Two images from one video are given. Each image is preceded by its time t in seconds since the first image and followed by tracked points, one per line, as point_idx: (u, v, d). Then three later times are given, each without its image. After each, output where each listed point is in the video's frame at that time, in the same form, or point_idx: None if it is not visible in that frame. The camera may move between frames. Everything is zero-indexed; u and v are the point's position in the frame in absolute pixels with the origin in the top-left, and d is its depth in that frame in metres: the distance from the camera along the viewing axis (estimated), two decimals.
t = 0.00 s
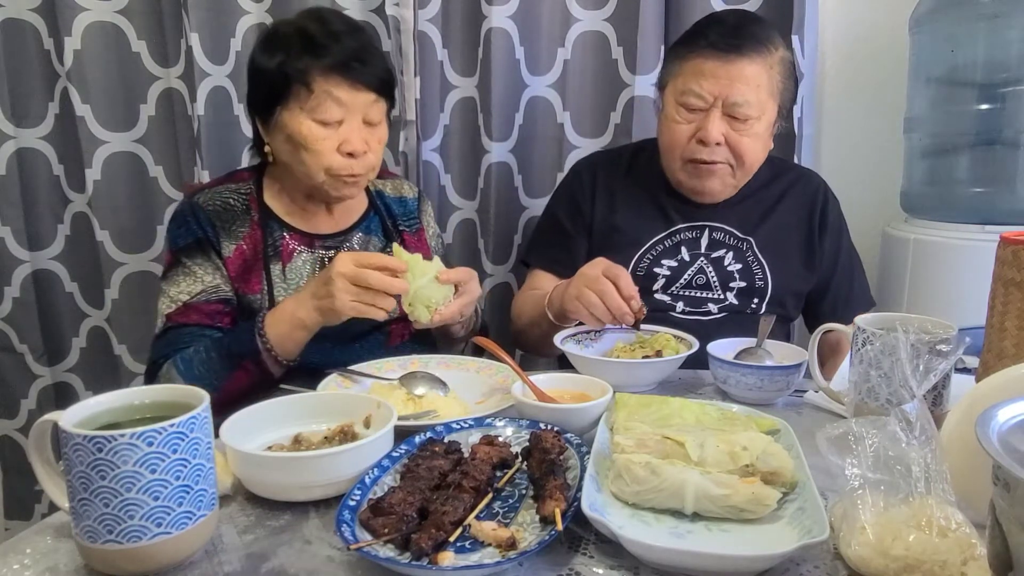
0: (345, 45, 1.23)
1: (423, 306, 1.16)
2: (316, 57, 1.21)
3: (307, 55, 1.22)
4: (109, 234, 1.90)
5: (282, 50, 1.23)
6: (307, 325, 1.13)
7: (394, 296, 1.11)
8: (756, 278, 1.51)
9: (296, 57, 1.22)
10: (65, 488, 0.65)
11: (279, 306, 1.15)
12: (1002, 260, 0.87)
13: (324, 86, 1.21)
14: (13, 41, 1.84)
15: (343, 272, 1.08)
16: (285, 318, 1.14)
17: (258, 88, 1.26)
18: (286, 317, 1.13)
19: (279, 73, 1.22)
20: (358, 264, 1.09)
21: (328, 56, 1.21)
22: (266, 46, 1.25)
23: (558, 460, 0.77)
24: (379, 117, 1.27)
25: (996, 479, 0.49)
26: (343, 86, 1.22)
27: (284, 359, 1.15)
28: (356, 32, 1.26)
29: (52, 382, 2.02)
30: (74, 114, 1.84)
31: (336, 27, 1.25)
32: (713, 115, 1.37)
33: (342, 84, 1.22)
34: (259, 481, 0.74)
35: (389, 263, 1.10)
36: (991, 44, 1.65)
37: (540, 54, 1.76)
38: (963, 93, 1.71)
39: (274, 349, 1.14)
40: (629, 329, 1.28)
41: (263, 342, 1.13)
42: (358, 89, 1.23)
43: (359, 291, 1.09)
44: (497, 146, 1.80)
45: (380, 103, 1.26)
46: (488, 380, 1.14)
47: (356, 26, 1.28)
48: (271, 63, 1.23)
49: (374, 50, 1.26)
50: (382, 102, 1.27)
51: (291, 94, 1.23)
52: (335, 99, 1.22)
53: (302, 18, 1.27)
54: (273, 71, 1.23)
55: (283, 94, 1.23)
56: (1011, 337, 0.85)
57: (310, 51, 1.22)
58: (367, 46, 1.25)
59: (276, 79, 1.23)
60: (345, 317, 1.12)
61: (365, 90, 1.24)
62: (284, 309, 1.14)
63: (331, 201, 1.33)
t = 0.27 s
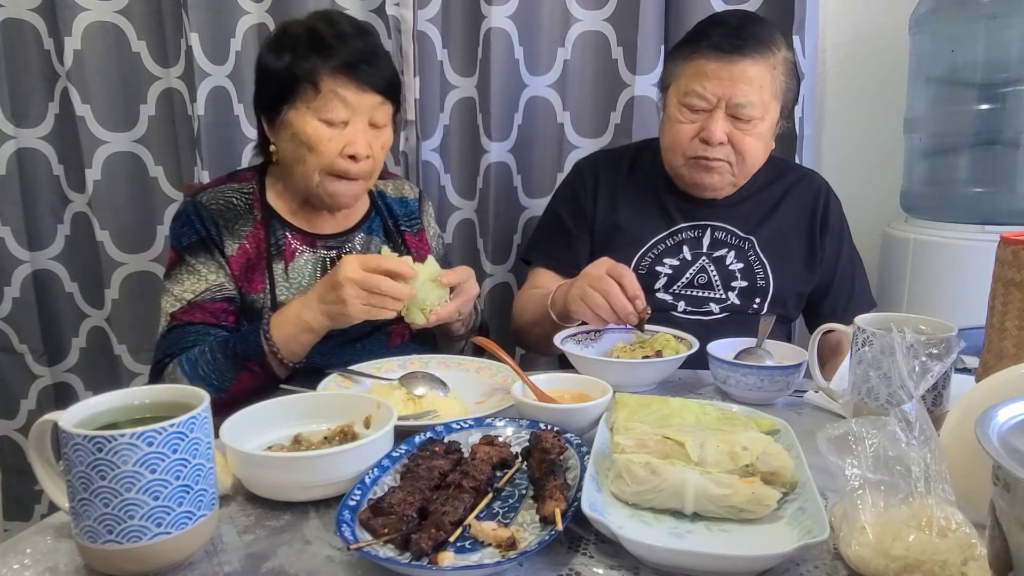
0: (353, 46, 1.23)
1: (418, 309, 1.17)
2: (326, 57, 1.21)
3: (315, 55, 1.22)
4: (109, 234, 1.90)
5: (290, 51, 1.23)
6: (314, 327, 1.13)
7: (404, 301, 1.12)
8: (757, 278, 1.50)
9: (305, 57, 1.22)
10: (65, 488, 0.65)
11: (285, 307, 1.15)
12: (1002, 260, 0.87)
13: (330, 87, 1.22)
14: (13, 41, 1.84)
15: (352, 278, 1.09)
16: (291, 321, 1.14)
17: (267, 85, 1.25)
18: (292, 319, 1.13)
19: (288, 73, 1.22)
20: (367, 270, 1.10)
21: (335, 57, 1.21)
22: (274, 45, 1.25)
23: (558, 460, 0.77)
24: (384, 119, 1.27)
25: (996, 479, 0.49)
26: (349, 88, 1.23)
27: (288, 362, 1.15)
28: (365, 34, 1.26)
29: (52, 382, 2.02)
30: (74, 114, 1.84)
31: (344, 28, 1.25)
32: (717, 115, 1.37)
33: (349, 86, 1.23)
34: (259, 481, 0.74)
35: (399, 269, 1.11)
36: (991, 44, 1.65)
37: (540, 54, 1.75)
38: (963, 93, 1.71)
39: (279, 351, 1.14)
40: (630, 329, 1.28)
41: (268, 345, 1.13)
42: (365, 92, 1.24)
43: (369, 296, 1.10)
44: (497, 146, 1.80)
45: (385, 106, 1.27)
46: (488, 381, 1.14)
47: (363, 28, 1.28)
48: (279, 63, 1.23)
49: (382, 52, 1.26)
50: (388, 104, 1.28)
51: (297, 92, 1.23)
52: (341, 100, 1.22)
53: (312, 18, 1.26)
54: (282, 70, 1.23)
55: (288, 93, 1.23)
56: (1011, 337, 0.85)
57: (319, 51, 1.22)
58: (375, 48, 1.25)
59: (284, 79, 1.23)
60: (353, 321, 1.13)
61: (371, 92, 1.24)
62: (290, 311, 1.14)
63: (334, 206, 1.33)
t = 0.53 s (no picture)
0: (358, 48, 1.23)
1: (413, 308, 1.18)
2: (330, 56, 1.21)
3: (318, 56, 1.22)
4: (109, 234, 1.90)
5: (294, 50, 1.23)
6: (315, 333, 1.13)
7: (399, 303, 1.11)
8: (758, 278, 1.50)
9: (308, 57, 1.22)
10: (65, 487, 0.65)
11: (284, 311, 1.13)
12: (1002, 260, 0.87)
13: (332, 87, 1.22)
14: (13, 41, 1.84)
15: (350, 287, 1.07)
16: (291, 325, 1.12)
17: (269, 84, 1.25)
18: (293, 324, 1.12)
19: (293, 73, 1.22)
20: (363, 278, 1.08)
21: (338, 58, 1.21)
22: (279, 45, 1.25)
23: (558, 460, 0.78)
24: (387, 121, 1.27)
25: (996, 479, 0.49)
26: (352, 89, 1.23)
27: (289, 364, 1.15)
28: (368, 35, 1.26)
29: (52, 382, 2.02)
30: (74, 114, 1.84)
31: (349, 29, 1.25)
32: (722, 114, 1.37)
33: (353, 87, 1.23)
34: (259, 481, 0.74)
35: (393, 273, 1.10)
36: (991, 44, 1.65)
37: (540, 54, 1.76)
38: (963, 93, 1.71)
39: (279, 353, 1.13)
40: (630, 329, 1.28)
41: (268, 347, 1.13)
42: (367, 93, 1.23)
43: (368, 304, 1.08)
44: (497, 146, 1.80)
45: (389, 107, 1.27)
46: (488, 380, 1.14)
47: (368, 29, 1.27)
48: (285, 63, 1.23)
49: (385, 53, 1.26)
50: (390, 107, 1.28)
51: (300, 92, 1.23)
52: (343, 101, 1.22)
53: (316, 19, 1.26)
54: (286, 70, 1.23)
55: (291, 92, 1.23)
56: (1011, 337, 0.85)
57: (322, 51, 1.22)
58: (379, 50, 1.25)
59: (288, 78, 1.23)
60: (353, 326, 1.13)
61: (374, 94, 1.24)
62: (289, 314, 1.12)
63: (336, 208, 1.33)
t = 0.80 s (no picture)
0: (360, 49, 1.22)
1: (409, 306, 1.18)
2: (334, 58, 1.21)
3: (320, 56, 1.22)
4: (109, 234, 1.90)
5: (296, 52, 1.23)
6: (311, 333, 1.13)
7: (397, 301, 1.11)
8: (757, 278, 1.50)
9: (311, 57, 1.22)
10: (65, 488, 0.65)
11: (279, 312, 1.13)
12: (1002, 260, 0.87)
13: (335, 88, 1.21)
14: (13, 41, 1.84)
15: (350, 288, 1.06)
16: (287, 327, 1.12)
17: (272, 85, 1.25)
18: (289, 325, 1.12)
19: (295, 73, 1.22)
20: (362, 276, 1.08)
21: (341, 58, 1.21)
22: (282, 44, 1.25)
23: (558, 460, 0.78)
24: (390, 122, 1.26)
25: (996, 479, 0.49)
26: (354, 90, 1.22)
27: (284, 366, 1.15)
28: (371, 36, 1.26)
29: (52, 383, 2.02)
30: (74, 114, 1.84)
31: (353, 30, 1.24)
32: (723, 114, 1.37)
33: (356, 88, 1.22)
34: (259, 481, 0.74)
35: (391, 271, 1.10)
36: (991, 44, 1.65)
37: (540, 54, 1.76)
38: (963, 93, 1.71)
39: (274, 356, 1.13)
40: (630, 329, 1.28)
41: (263, 348, 1.12)
42: (370, 94, 1.23)
43: (367, 303, 1.08)
44: (497, 146, 1.80)
45: (392, 109, 1.26)
46: (488, 380, 1.14)
47: (372, 31, 1.27)
48: (286, 63, 1.23)
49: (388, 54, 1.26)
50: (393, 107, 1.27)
51: (302, 92, 1.23)
52: (345, 102, 1.22)
53: (319, 19, 1.26)
54: (288, 71, 1.23)
55: (293, 92, 1.23)
56: (1011, 337, 0.85)
57: (325, 52, 1.22)
58: (383, 52, 1.25)
59: (290, 80, 1.23)
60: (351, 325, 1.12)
61: (376, 94, 1.24)
62: (284, 316, 1.12)
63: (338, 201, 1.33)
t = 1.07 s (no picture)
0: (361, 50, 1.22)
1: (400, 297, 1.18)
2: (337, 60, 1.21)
3: (321, 58, 1.22)
4: (109, 234, 1.90)
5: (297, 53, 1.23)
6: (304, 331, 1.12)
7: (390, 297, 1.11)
8: (757, 277, 1.50)
9: (311, 59, 1.22)
10: (65, 487, 0.65)
11: (275, 312, 1.12)
12: (1002, 260, 0.87)
13: (335, 91, 1.21)
14: (13, 41, 1.84)
15: (342, 280, 1.06)
16: (282, 327, 1.11)
17: (274, 87, 1.26)
18: (285, 325, 1.11)
19: (295, 74, 1.22)
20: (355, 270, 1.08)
21: (343, 61, 1.21)
22: (284, 45, 1.25)
23: (558, 460, 0.78)
24: (391, 126, 1.26)
25: (996, 479, 0.49)
26: (356, 93, 1.22)
27: (281, 365, 1.14)
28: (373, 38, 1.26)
29: (52, 383, 2.02)
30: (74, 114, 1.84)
31: (354, 32, 1.24)
32: (724, 115, 1.37)
33: (357, 91, 1.22)
34: (259, 481, 0.74)
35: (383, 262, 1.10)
36: (990, 44, 1.65)
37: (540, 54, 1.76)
38: (963, 93, 1.71)
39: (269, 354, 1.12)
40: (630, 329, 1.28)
41: (258, 349, 1.11)
42: (371, 98, 1.23)
43: (361, 296, 1.08)
44: (497, 146, 1.80)
45: (393, 113, 1.26)
46: (488, 380, 1.14)
47: (374, 32, 1.27)
48: (287, 65, 1.23)
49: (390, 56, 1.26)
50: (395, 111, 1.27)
51: (303, 95, 1.23)
52: (347, 106, 1.21)
53: (320, 21, 1.26)
54: (289, 72, 1.23)
55: (295, 94, 1.23)
56: (1011, 337, 0.85)
57: (326, 54, 1.22)
58: (385, 54, 1.25)
59: (291, 81, 1.23)
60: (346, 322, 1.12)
61: (378, 98, 1.23)
62: (280, 317, 1.11)
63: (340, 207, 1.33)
